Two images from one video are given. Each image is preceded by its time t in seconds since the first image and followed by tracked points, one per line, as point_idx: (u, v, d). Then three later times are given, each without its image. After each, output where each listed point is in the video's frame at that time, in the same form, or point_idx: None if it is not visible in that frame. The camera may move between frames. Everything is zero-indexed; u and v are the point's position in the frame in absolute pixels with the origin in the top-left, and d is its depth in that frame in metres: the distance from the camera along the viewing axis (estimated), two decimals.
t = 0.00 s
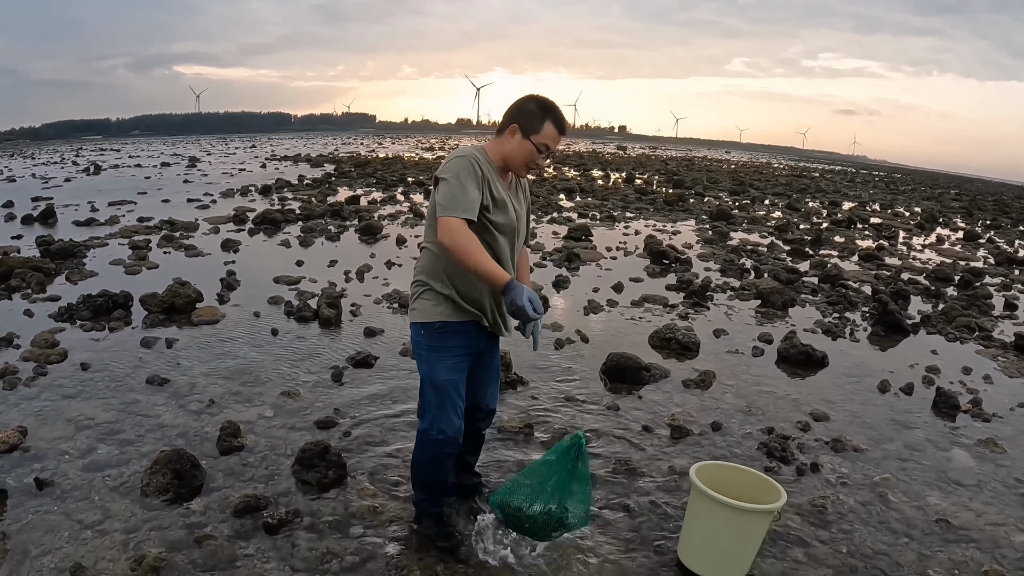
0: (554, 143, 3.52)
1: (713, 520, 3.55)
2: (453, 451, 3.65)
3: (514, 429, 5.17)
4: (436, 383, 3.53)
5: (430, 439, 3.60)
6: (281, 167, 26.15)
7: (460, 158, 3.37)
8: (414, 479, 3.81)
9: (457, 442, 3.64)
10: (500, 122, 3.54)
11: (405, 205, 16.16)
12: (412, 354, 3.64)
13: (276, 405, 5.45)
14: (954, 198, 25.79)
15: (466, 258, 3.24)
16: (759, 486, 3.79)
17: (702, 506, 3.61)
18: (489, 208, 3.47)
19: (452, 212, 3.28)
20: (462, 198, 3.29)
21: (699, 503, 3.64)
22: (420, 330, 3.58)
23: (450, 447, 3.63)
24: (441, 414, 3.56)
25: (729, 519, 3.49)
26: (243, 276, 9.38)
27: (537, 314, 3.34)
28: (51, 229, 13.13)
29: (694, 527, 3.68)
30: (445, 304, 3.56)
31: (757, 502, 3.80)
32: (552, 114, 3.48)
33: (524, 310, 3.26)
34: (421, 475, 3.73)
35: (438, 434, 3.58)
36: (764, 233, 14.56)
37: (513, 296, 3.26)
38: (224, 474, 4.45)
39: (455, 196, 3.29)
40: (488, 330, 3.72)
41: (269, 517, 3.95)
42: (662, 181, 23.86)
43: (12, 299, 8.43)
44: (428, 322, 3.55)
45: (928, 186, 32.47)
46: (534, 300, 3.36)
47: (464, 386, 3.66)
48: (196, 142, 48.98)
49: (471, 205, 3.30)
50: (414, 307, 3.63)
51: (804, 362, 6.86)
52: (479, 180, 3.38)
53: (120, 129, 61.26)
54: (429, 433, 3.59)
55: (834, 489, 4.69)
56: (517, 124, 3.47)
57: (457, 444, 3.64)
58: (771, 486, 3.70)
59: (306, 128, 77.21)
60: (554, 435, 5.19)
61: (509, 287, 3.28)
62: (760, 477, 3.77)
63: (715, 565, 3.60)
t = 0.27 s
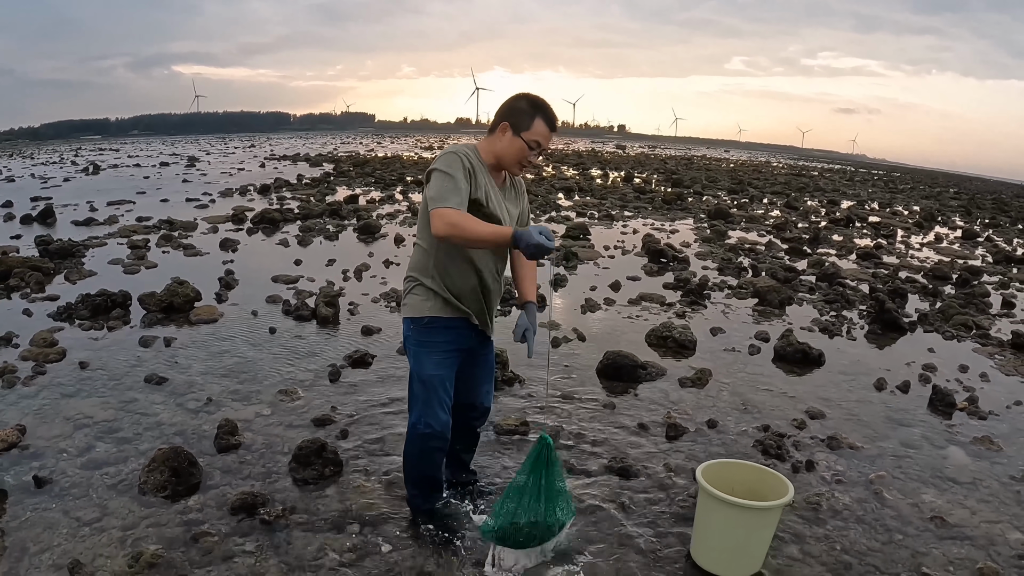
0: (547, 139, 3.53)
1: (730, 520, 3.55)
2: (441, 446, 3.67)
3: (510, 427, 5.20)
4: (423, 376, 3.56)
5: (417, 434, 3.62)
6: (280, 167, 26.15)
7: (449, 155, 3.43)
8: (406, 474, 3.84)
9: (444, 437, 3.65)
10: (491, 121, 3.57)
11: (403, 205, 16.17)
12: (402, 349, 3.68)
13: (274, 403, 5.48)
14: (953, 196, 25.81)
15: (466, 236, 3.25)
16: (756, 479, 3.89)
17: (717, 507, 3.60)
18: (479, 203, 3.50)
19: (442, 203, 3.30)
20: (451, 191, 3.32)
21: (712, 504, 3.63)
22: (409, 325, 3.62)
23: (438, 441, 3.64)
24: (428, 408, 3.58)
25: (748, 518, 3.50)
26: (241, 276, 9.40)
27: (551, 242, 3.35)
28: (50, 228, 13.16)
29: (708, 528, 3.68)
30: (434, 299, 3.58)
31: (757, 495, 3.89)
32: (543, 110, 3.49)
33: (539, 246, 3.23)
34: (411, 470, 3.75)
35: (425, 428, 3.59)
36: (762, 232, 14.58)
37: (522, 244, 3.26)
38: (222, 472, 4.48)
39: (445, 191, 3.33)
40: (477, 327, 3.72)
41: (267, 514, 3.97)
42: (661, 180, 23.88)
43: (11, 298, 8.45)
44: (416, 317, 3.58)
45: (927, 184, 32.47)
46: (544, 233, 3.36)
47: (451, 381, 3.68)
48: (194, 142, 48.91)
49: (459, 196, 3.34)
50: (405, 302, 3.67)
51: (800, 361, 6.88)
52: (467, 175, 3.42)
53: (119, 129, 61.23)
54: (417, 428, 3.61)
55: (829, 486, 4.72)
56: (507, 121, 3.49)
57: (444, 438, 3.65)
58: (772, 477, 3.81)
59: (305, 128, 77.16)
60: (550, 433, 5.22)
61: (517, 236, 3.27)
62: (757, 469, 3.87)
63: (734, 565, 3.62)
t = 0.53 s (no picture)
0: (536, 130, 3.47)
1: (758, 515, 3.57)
2: (439, 443, 3.70)
3: (508, 425, 5.23)
4: (421, 374, 3.59)
5: (417, 432, 3.65)
6: (278, 165, 26.14)
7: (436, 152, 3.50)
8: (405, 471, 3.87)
9: (444, 435, 3.68)
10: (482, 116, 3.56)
11: (401, 203, 16.18)
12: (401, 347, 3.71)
13: (272, 402, 5.49)
14: (950, 194, 25.85)
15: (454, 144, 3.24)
16: (753, 471, 4.01)
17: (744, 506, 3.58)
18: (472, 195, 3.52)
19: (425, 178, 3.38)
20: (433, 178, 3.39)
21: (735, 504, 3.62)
22: (408, 323, 3.64)
23: (437, 439, 3.67)
24: (426, 406, 3.61)
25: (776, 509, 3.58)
26: (240, 275, 9.42)
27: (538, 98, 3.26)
28: (49, 228, 13.17)
29: (732, 529, 3.65)
30: (432, 297, 3.59)
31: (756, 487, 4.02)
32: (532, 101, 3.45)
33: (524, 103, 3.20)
34: (410, 467, 3.78)
35: (423, 426, 3.62)
36: (760, 230, 14.60)
37: (504, 117, 3.22)
38: (221, 470, 4.50)
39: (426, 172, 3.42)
40: (476, 325, 3.72)
41: (265, 512, 3.99)
42: (659, 178, 23.88)
43: (10, 298, 8.46)
44: (414, 315, 3.60)
45: (926, 182, 32.48)
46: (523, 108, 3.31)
47: (449, 379, 3.70)
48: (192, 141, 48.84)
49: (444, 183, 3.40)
50: (404, 300, 3.68)
51: (797, 358, 6.91)
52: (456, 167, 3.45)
53: (117, 128, 61.18)
54: (416, 425, 3.64)
55: (825, 483, 4.74)
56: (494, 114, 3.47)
57: (443, 436, 3.68)
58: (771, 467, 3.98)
59: (303, 127, 77.08)
60: (547, 430, 5.25)
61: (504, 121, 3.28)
62: (755, 461, 4.00)
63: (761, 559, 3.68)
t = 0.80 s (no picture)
0: (527, 118, 3.49)
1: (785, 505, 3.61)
2: (438, 441, 3.71)
3: (507, 423, 5.24)
4: (419, 372, 3.60)
5: (416, 429, 3.66)
6: (277, 165, 26.13)
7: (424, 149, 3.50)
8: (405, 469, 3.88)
9: (442, 432, 3.69)
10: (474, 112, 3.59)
11: (400, 202, 16.19)
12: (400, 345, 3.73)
13: (272, 401, 5.50)
14: (949, 192, 25.86)
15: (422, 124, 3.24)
16: (757, 465, 4.04)
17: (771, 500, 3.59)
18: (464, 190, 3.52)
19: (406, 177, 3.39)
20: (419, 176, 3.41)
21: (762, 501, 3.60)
22: (406, 321, 3.66)
23: (435, 437, 3.69)
24: (425, 404, 3.62)
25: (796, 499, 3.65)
26: (239, 274, 9.42)
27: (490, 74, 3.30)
28: (48, 228, 13.17)
29: (758, 523, 3.64)
30: (432, 294, 3.60)
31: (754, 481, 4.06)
32: (520, 91, 3.47)
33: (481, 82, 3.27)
34: (409, 466, 3.79)
35: (423, 423, 3.63)
36: (758, 228, 14.62)
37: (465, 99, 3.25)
38: (222, 469, 4.51)
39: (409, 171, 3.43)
40: (475, 321, 3.73)
41: (266, 511, 4.01)
42: (657, 177, 23.89)
43: (9, 298, 8.46)
44: (413, 313, 3.62)
45: (924, 180, 32.51)
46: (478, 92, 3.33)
47: (448, 377, 3.72)
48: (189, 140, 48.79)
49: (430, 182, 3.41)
50: (405, 298, 3.69)
51: (796, 356, 6.92)
52: (446, 164, 3.45)
53: (115, 128, 61.09)
54: (415, 423, 3.66)
55: (823, 480, 4.76)
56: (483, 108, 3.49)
57: (442, 433, 3.69)
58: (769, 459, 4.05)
59: (301, 126, 77.01)
60: (546, 429, 5.26)
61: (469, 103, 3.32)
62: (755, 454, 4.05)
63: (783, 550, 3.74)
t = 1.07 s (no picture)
0: (514, 110, 3.48)
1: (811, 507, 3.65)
2: (440, 440, 3.72)
3: (507, 422, 5.25)
4: (422, 371, 3.61)
5: (417, 428, 3.68)
6: (275, 164, 26.11)
7: (422, 158, 3.55)
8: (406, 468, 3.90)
9: (444, 432, 3.71)
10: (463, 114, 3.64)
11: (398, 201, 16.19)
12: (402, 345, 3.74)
13: (273, 400, 5.51)
14: (947, 190, 25.88)
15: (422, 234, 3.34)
16: (760, 468, 4.05)
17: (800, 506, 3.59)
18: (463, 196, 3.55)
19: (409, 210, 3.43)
20: (421, 196, 3.44)
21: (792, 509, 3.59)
22: (408, 321, 3.67)
23: (437, 436, 3.70)
24: (427, 403, 3.64)
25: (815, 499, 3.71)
26: (238, 274, 9.42)
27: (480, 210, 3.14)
28: (46, 228, 13.15)
29: (781, 526, 3.65)
30: (432, 294, 3.61)
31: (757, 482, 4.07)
32: (502, 85, 3.47)
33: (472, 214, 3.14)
34: (410, 464, 3.80)
35: (424, 422, 3.64)
36: (757, 227, 14.63)
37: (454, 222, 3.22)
38: (223, 469, 4.52)
39: (410, 197, 3.45)
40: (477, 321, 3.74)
41: (267, 510, 4.01)
42: (656, 175, 23.88)
43: (9, 298, 8.46)
44: (414, 313, 3.63)
45: (922, 178, 32.53)
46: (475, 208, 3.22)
47: (450, 376, 3.73)
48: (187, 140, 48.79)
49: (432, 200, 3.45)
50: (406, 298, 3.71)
51: (795, 354, 6.93)
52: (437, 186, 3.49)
53: (113, 128, 61.00)
54: (417, 422, 3.67)
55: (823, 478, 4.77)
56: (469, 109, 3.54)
57: (443, 433, 3.71)
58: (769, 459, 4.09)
59: (299, 125, 76.96)
60: (547, 427, 5.27)
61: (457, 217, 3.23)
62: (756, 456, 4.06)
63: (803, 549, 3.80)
